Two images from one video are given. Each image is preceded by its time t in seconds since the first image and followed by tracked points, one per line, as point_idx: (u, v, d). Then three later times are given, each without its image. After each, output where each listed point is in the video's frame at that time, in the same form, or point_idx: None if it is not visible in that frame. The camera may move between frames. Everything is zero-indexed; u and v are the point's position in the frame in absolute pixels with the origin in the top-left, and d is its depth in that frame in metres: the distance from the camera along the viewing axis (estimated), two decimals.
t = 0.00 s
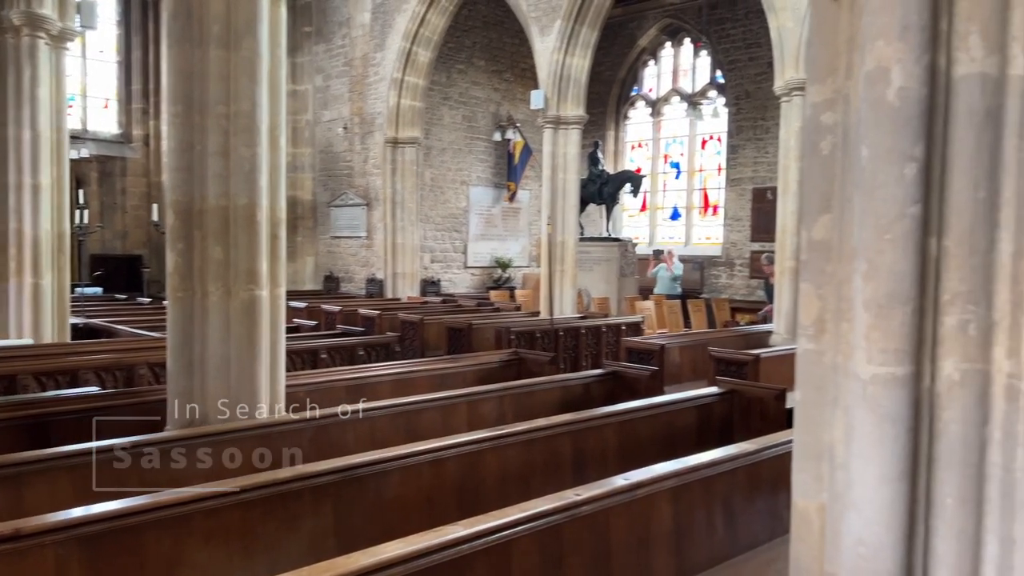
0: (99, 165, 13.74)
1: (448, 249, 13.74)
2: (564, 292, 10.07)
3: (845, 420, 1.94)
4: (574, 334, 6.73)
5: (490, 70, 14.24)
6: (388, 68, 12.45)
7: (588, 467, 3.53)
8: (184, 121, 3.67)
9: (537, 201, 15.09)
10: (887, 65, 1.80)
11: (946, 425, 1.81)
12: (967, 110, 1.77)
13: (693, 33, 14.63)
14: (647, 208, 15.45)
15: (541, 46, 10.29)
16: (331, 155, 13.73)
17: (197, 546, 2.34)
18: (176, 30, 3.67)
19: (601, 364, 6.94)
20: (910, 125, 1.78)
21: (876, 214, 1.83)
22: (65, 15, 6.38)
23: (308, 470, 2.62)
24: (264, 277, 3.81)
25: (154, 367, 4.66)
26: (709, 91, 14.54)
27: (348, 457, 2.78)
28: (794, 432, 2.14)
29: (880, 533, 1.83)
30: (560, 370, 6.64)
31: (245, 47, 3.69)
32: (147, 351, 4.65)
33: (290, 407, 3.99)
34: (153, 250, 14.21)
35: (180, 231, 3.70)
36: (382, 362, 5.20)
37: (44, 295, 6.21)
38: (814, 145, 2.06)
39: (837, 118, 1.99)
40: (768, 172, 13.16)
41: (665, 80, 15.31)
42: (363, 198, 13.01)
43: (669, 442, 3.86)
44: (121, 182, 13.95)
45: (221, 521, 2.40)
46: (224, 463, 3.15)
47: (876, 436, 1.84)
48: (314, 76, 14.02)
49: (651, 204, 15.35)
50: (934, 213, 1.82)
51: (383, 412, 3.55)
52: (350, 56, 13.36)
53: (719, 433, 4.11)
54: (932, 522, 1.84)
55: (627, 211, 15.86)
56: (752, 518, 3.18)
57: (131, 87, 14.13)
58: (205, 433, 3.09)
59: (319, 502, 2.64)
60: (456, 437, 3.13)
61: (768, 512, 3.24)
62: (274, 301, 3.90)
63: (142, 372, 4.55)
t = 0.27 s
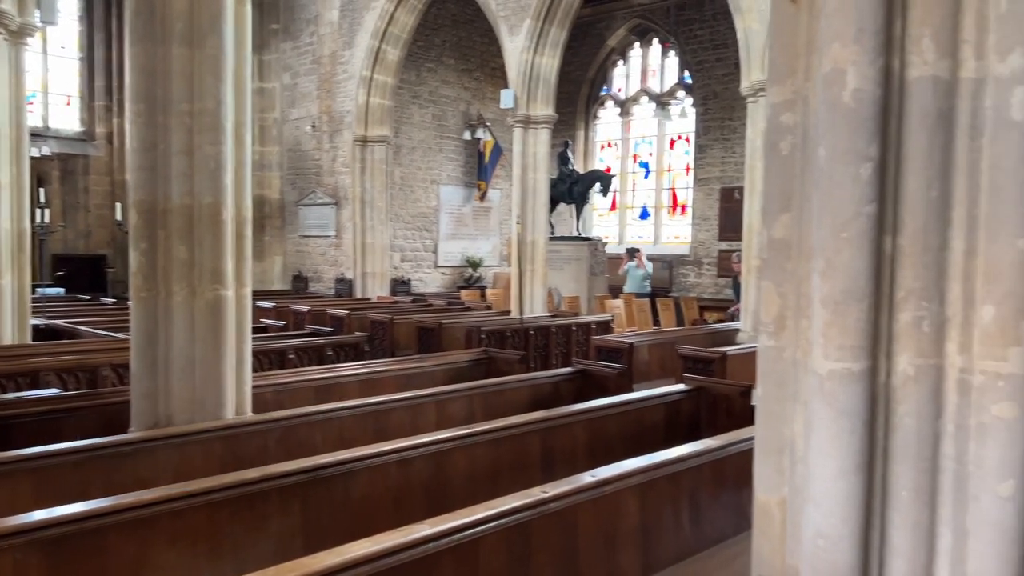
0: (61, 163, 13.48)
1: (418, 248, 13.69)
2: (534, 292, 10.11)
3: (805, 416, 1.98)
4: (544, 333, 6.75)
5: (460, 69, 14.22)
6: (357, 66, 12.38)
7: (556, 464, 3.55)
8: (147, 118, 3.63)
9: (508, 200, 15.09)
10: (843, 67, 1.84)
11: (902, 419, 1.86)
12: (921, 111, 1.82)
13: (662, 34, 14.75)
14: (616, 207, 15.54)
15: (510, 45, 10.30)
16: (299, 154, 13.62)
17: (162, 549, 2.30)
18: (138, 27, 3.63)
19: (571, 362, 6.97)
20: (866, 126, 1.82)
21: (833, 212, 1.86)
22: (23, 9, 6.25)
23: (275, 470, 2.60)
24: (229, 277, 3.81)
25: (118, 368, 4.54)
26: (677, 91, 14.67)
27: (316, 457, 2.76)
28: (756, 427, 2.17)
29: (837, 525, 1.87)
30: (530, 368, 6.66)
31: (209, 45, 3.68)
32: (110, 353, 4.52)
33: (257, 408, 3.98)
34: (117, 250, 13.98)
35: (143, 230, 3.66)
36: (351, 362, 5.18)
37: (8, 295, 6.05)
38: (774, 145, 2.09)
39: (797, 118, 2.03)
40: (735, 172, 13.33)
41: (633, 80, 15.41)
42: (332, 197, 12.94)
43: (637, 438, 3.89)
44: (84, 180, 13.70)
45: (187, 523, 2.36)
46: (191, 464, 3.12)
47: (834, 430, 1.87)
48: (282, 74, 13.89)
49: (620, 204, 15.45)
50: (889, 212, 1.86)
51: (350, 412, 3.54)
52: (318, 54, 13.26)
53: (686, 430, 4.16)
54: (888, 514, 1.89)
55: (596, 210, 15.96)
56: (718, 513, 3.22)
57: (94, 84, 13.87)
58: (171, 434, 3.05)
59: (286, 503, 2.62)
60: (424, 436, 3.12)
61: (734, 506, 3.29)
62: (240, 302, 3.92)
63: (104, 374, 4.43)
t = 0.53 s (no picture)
0: (20, 161, 13.18)
1: (387, 247, 13.62)
2: (504, 291, 10.12)
3: (763, 411, 2.01)
4: (513, 331, 6.76)
5: (428, 68, 14.18)
6: (324, 64, 12.31)
7: (524, 462, 3.56)
8: (107, 114, 3.58)
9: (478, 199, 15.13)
10: (798, 66, 1.87)
11: (856, 412, 1.90)
12: (875, 110, 1.85)
13: (629, 34, 14.85)
14: (585, 206, 15.60)
15: (478, 44, 10.29)
16: (265, 152, 13.48)
17: (123, 551, 2.26)
18: (97, 22, 3.58)
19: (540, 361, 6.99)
20: (820, 125, 1.85)
21: (789, 210, 1.89)
22: None
23: (239, 471, 2.57)
24: (191, 276, 3.78)
25: (79, 369, 4.48)
26: (645, 91, 14.78)
27: (280, 457, 2.74)
28: (716, 423, 2.19)
29: (795, 518, 1.89)
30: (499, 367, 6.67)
31: (170, 41, 3.65)
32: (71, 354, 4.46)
33: (222, 409, 3.96)
34: (79, 250, 13.72)
35: (103, 228, 3.61)
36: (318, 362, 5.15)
37: None
38: (733, 143, 2.11)
39: (755, 117, 2.05)
40: (702, 172, 13.48)
41: (602, 80, 15.49)
42: (299, 196, 12.84)
43: (603, 435, 3.92)
44: (44, 179, 13.42)
45: (149, 525, 2.32)
46: (154, 466, 3.08)
47: (791, 425, 1.90)
48: (248, 71, 13.74)
49: (589, 203, 15.52)
50: (843, 210, 1.90)
51: (316, 412, 3.52)
52: (284, 51, 13.13)
53: (652, 426, 4.19)
54: (843, 506, 1.92)
55: (566, 210, 16.01)
56: (682, 508, 3.26)
57: (54, 80, 13.59)
58: (133, 436, 3.00)
59: (250, 503, 2.59)
60: (390, 435, 3.11)
61: (699, 501, 3.33)
62: (205, 311, 3.89)
63: (65, 375, 4.37)
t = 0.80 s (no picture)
0: None
1: (355, 246, 13.53)
2: (474, 290, 10.11)
3: (726, 408, 2.02)
4: (483, 330, 6.76)
5: (397, 66, 14.10)
6: (291, 61, 12.19)
7: (492, 461, 3.56)
8: (66, 111, 3.50)
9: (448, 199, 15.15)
10: (759, 67, 1.88)
11: (817, 409, 1.92)
12: (833, 111, 1.88)
13: (598, 33, 14.92)
14: (555, 205, 15.64)
15: (446, 42, 10.25)
16: (231, 150, 13.30)
17: (84, 555, 2.22)
18: (55, 16, 3.50)
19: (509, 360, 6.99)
20: (780, 125, 1.87)
21: (751, 210, 1.90)
22: None
23: (203, 473, 2.53)
24: (154, 276, 3.72)
25: (38, 371, 4.38)
26: (614, 91, 14.85)
27: (246, 458, 2.70)
28: (680, 421, 2.20)
29: (756, 514, 1.91)
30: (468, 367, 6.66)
31: (132, 37, 3.59)
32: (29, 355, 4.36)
33: (187, 410, 3.92)
34: (39, 249, 13.42)
35: (62, 227, 3.53)
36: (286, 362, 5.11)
37: None
38: (696, 144, 2.12)
39: (717, 117, 2.07)
40: (670, 171, 13.59)
41: (571, 79, 15.53)
42: (266, 194, 12.70)
43: (572, 433, 3.93)
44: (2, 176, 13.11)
45: (110, 529, 2.28)
46: (116, 469, 3.03)
47: (753, 422, 1.91)
48: (213, 68, 13.55)
49: (559, 202, 15.56)
50: (804, 209, 1.92)
51: (283, 413, 3.49)
52: (251, 48, 12.97)
53: (620, 424, 4.22)
54: (805, 502, 1.95)
55: (535, 209, 16.03)
56: (649, 504, 3.28)
57: (13, 76, 13.28)
58: (95, 438, 2.95)
59: (214, 505, 2.56)
60: (357, 435, 3.09)
61: (666, 498, 3.36)
62: (168, 308, 3.86)
63: (24, 377, 4.27)
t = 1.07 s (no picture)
0: None
1: (324, 244, 13.43)
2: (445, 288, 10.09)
3: (693, 403, 2.03)
4: (454, 328, 6.74)
5: (366, 63, 14.00)
6: (259, 57, 12.05)
7: (463, 459, 3.55)
8: (27, 106, 3.41)
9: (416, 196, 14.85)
10: (725, 66, 1.89)
11: (781, 403, 1.94)
12: (797, 109, 1.90)
13: (568, 32, 14.97)
14: (526, 203, 15.67)
15: (417, 39, 10.20)
16: (198, 147, 13.10)
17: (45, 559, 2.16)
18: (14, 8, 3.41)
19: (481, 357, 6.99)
20: (745, 123, 1.88)
21: (716, 207, 1.92)
22: None
23: (168, 473, 2.49)
24: (118, 275, 3.66)
25: None
26: (584, 89, 14.91)
27: (212, 458, 2.66)
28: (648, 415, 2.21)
29: (722, 507, 1.92)
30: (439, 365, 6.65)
31: (94, 31, 3.52)
32: None
33: (152, 410, 3.86)
34: None
35: (22, 224, 3.44)
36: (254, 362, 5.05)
37: None
38: (662, 141, 2.13)
39: (684, 115, 2.08)
40: (639, 170, 13.68)
41: (542, 77, 15.54)
42: (233, 192, 12.54)
43: (542, 430, 3.94)
44: None
45: (72, 531, 2.22)
46: (79, 470, 2.96)
47: (718, 417, 1.92)
48: (179, 63, 13.34)
49: (530, 200, 15.59)
50: (768, 207, 1.93)
51: (250, 412, 3.44)
52: (217, 43, 12.79)
53: (590, 421, 4.24)
54: (770, 496, 1.97)
55: (507, 207, 16.04)
56: (619, 500, 3.30)
57: None
58: (57, 439, 2.88)
59: (179, 506, 2.51)
60: (325, 434, 3.06)
61: (636, 495, 3.38)
62: (133, 303, 3.83)
63: None
